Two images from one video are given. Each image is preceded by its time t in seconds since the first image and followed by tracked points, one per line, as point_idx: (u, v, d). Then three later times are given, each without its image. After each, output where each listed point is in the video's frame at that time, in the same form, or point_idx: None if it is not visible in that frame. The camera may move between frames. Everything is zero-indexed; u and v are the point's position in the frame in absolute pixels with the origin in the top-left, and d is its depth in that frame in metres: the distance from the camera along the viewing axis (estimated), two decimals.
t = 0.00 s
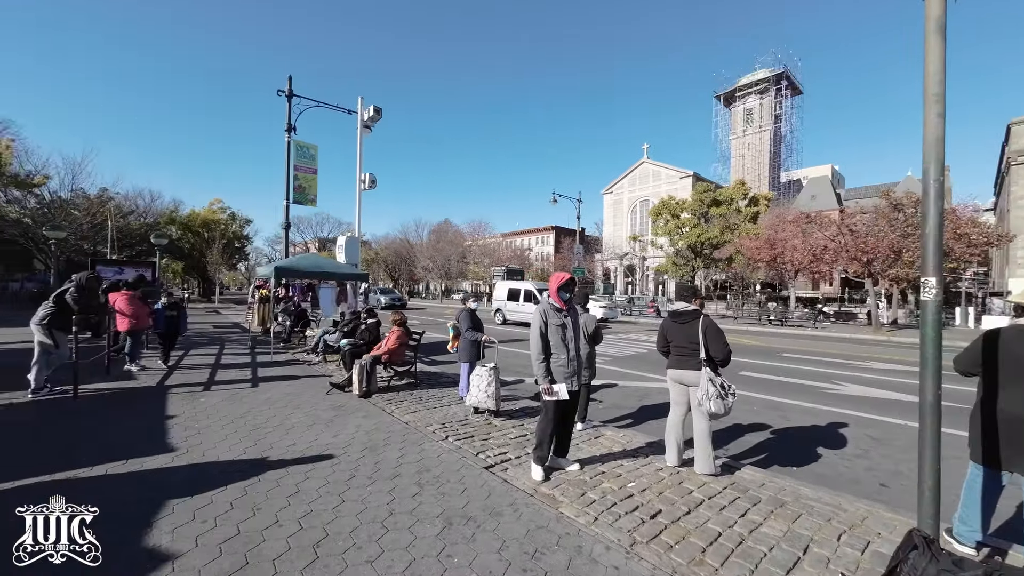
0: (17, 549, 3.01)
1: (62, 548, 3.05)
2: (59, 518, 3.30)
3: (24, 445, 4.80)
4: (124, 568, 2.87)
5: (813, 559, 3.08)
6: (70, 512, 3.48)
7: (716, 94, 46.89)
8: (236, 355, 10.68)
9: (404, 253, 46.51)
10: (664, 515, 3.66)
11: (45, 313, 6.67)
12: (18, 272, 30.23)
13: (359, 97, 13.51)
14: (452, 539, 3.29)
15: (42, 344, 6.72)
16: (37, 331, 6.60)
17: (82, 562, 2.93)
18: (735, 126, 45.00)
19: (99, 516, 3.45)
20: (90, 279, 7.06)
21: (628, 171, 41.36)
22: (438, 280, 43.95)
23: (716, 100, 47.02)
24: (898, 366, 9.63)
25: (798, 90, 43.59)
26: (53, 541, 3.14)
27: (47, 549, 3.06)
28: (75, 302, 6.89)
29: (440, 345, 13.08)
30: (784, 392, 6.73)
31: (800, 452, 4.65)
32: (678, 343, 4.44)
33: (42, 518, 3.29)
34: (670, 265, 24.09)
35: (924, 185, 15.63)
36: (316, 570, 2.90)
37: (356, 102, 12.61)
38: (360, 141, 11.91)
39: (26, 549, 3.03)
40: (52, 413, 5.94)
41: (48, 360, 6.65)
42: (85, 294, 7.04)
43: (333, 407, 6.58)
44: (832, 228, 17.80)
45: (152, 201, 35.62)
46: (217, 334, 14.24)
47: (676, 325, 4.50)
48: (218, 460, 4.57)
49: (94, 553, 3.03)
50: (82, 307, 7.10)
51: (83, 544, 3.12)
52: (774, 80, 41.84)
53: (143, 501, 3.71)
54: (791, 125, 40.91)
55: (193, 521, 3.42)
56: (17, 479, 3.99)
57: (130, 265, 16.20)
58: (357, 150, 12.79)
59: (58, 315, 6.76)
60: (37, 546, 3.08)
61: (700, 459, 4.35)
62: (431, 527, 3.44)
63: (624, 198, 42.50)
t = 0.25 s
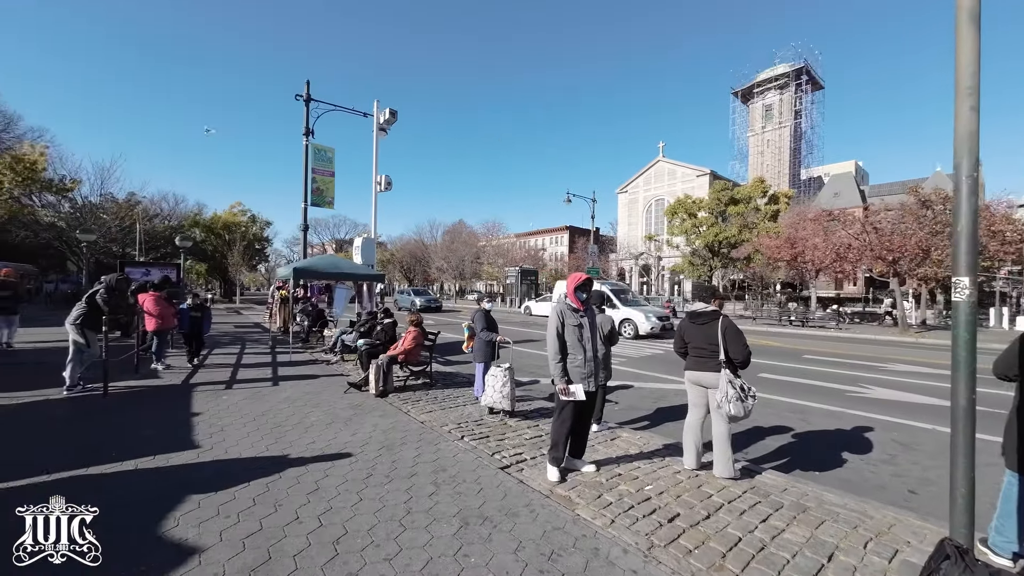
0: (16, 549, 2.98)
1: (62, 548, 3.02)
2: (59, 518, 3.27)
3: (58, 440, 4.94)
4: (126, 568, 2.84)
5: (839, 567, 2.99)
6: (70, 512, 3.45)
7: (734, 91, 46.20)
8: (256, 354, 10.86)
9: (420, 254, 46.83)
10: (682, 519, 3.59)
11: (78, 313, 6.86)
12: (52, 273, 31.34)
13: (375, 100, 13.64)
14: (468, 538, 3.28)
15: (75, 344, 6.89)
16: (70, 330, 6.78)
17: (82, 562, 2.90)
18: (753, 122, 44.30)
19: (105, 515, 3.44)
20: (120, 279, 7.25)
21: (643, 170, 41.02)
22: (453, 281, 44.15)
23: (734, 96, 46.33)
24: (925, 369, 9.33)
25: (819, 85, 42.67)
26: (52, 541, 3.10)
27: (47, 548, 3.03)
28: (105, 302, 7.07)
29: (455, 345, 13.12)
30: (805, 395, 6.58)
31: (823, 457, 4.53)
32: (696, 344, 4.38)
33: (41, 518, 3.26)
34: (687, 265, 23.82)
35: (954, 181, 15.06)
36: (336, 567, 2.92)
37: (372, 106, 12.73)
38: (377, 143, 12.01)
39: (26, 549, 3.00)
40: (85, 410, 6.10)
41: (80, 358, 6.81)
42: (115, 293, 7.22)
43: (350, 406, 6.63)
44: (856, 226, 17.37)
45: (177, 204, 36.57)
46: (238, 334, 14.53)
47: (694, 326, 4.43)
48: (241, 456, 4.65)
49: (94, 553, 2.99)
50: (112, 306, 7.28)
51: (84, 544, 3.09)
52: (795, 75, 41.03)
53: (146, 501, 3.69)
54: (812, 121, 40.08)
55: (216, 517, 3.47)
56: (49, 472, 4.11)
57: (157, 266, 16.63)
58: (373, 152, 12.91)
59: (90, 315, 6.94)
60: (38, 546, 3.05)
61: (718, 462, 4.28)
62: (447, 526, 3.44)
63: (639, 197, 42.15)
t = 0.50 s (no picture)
0: (17, 549, 2.95)
1: (62, 548, 2.98)
2: (59, 518, 3.23)
3: (78, 436, 5.03)
4: (131, 564, 2.84)
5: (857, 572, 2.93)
6: (69, 512, 3.40)
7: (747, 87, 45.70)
8: (270, 352, 10.99)
9: (430, 253, 47.01)
10: (695, 521, 3.55)
11: (98, 311, 6.98)
12: (73, 273, 32.07)
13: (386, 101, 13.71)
14: (479, 537, 3.27)
15: (96, 341, 7.03)
16: (91, 328, 6.94)
17: (82, 562, 2.86)
18: (767, 119, 43.78)
19: (116, 511, 3.45)
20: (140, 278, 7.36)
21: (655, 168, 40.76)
22: (463, 280, 44.26)
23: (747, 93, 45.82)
24: (946, 371, 9.11)
25: (835, 80, 41.93)
26: (53, 541, 3.06)
27: (47, 548, 3.00)
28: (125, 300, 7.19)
29: (466, 344, 13.15)
30: (820, 396, 6.48)
31: (839, 460, 4.44)
32: (710, 344, 4.32)
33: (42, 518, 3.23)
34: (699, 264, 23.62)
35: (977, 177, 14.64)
36: (349, 564, 2.92)
37: (384, 106, 12.78)
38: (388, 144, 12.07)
39: (26, 549, 2.97)
40: (104, 406, 6.21)
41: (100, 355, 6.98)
42: (135, 292, 7.35)
43: (362, 404, 6.66)
44: (873, 224, 17.10)
45: (193, 205, 37.15)
46: (253, 332, 14.71)
47: (708, 326, 4.38)
48: (255, 453, 4.69)
49: (94, 553, 2.95)
50: (131, 305, 7.40)
51: (84, 543, 3.06)
52: (809, 70, 40.36)
53: (154, 497, 3.69)
54: (827, 117, 39.47)
55: (232, 512, 3.51)
56: (71, 467, 4.18)
57: (174, 266, 16.90)
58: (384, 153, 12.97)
59: (110, 313, 7.06)
60: (38, 546, 3.02)
61: (731, 463, 4.23)
62: (458, 524, 3.43)
63: (650, 195, 41.88)
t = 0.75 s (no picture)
0: (17, 549, 2.91)
1: (62, 548, 2.94)
2: (59, 518, 3.19)
3: (90, 432, 5.08)
4: (132, 564, 2.81)
5: None
6: (69, 512, 3.35)
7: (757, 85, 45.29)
8: (279, 350, 11.07)
9: (437, 253, 47.11)
10: (703, 522, 3.52)
11: (111, 309, 7.03)
12: (87, 272, 32.55)
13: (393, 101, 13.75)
14: (485, 536, 3.26)
15: (109, 339, 7.16)
16: (103, 326, 6.95)
17: (82, 562, 2.83)
18: (777, 117, 43.37)
19: (122, 509, 3.45)
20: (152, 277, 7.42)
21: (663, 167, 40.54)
22: (470, 279, 44.32)
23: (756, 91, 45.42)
24: (960, 373, 8.97)
25: (846, 77, 41.42)
26: (52, 541, 3.02)
27: (47, 548, 2.95)
28: (137, 299, 7.23)
29: (472, 343, 13.16)
30: (831, 398, 6.40)
31: (849, 462, 4.39)
32: (718, 344, 4.28)
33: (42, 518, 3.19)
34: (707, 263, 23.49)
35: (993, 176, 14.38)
36: (356, 561, 2.93)
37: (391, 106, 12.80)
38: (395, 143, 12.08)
39: (26, 549, 2.93)
40: (116, 403, 6.28)
41: (113, 353, 7.12)
42: (147, 291, 7.40)
43: (368, 403, 6.68)
44: (885, 223, 16.91)
45: (203, 205, 37.54)
46: (262, 331, 14.83)
47: (715, 326, 4.34)
48: (265, 450, 4.72)
49: (94, 553, 2.92)
50: (143, 303, 7.47)
51: (84, 543, 3.02)
52: (820, 67, 39.91)
53: (159, 496, 3.67)
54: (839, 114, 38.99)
55: (241, 508, 3.53)
56: (85, 462, 4.25)
57: (184, 265, 17.08)
58: (391, 153, 13.00)
59: (123, 311, 7.11)
60: (38, 545, 2.98)
61: (738, 464, 4.19)
62: (464, 523, 3.42)
63: (658, 194, 41.67)
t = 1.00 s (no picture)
0: (17, 548, 2.88)
1: (62, 548, 2.91)
2: (59, 518, 3.15)
3: (98, 429, 5.11)
4: (133, 563, 2.79)
5: None
6: (70, 512, 3.32)
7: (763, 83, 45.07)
8: (284, 348, 11.12)
9: (441, 252, 47.20)
10: (706, 522, 3.50)
11: (120, 307, 7.09)
12: (96, 270, 32.86)
13: (397, 100, 13.77)
14: (489, 534, 3.26)
15: (117, 336, 7.17)
16: (112, 323, 7.06)
17: (82, 562, 2.79)
18: (783, 115, 43.13)
19: (126, 507, 3.44)
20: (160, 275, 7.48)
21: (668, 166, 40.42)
22: (474, 278, 44.36)
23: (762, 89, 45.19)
24: (968, 374, 8.89)
25: (854, 75, 41.06)
26: (53, 540, 2.99)
27: (48, 548, 2.92)
28: (145, 296, 7.27)
29: (477, 342, 13.17)
30: (836, 398, 6.35)
31: (855, 463, 4.36)
32: (723, 344, 4.26)
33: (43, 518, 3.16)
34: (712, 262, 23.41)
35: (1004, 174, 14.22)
36: (361, 557, 2.94)
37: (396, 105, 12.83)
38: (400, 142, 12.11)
39: (26, 549, 2.90)
40: (123, 400, 6.32)
41: (121, 350, 7.14)
42: (154, 289, 7.46)
43: (373, 400, 6.71)
44: (893, 222, 16.77)
45: (210, 204, 37.78)
46: (268, 329, 14.91)
47: (721, 325, 4.31)
48: (270, 447, 4.74)
49: (95, 552, 2.89)
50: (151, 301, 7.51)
51: (85, 543, 2.99)
52: (827, 65, 39.60)
53: (162, 494, 3.65)
54: (846, 112, 38.72)
55: (247, 504, 3.55)
56: (93, 458, 4.28)
57: (191, 263, 17.21)
58: (396, 151, 13.02)
59: (131, 308, 7.17)
60: (39, 545, 2.95)
61: (743, 464, 4.17)
62: (468, 521, 3.42)
63: (663, 193, 41.55)
